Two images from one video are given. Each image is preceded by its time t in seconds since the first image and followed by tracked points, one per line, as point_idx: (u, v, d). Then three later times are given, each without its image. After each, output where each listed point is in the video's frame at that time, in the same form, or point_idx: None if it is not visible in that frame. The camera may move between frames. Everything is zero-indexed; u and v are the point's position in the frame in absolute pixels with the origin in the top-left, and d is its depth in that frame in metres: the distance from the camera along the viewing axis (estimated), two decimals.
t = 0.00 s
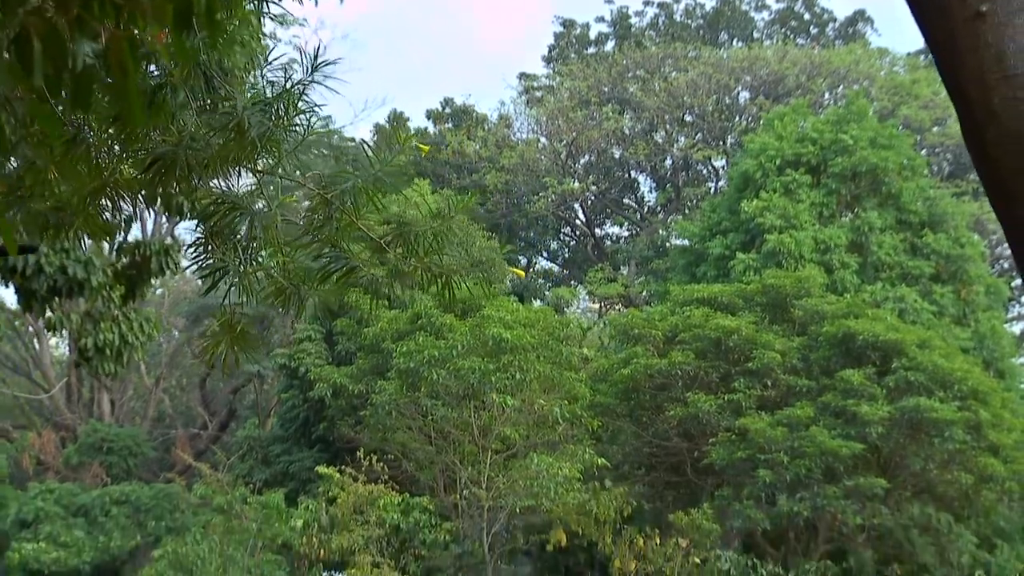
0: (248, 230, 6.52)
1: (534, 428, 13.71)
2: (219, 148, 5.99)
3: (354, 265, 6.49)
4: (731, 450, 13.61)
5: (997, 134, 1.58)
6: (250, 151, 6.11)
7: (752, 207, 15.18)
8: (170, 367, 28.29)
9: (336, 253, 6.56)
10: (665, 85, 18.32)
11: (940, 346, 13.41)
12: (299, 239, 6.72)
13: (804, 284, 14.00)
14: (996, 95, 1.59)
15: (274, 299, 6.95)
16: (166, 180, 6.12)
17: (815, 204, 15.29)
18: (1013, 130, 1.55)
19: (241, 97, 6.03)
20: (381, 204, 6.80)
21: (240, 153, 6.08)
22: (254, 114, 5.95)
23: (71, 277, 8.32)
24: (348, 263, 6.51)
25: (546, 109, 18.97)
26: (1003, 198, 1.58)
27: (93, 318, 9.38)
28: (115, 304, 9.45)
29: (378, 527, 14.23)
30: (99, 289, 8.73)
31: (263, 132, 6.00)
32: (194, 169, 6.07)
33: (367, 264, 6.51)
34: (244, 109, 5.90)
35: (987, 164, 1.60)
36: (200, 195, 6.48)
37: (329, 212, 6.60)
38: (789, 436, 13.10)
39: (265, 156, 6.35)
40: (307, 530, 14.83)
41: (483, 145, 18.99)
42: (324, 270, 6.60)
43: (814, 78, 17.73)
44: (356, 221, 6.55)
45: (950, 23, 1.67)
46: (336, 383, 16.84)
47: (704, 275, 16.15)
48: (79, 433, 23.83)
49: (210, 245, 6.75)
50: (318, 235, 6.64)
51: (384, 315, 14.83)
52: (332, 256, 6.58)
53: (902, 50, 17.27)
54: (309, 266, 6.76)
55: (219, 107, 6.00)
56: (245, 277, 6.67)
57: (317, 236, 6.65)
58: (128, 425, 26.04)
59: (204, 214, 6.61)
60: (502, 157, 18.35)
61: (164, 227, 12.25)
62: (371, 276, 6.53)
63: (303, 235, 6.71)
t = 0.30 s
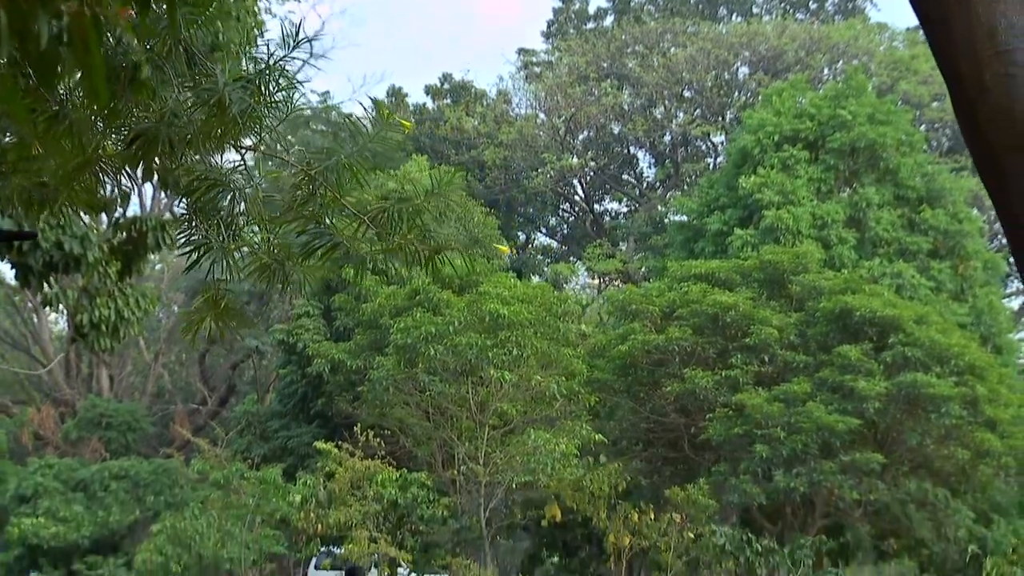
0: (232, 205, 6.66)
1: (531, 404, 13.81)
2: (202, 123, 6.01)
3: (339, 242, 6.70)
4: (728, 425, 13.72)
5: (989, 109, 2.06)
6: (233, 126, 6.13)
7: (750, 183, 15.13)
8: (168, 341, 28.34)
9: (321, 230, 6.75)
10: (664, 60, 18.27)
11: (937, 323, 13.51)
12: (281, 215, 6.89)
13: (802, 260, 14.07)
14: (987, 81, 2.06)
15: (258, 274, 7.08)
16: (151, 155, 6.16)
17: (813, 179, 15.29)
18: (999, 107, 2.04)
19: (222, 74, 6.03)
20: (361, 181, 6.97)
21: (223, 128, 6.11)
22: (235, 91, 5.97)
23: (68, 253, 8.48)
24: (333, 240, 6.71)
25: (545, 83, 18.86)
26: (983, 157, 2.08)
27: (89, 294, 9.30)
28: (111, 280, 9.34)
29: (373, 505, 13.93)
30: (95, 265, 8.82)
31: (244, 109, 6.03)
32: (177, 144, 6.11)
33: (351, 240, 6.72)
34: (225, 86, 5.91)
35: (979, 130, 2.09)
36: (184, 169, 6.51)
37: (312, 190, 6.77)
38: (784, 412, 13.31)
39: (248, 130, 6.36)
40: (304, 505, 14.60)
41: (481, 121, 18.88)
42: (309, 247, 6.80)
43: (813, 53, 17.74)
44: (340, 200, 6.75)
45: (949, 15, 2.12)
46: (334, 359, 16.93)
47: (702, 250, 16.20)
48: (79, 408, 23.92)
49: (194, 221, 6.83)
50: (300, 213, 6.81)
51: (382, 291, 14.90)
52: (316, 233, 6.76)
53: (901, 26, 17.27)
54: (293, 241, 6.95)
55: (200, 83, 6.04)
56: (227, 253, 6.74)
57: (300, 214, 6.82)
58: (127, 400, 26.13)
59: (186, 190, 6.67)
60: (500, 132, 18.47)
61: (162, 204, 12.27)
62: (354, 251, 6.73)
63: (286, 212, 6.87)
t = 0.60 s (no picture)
0: (214, 178, 6.67)
1: (530, 377, 13.80)
2: (186, 97, 5.98)
3: (325, 215, 6.75)
4: (728, 398, 13.77)
5: (982, 84, 2.29)
6: (217, 99, 6.10)
7: (751, 155, 15.18)
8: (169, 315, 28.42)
9: (307, 203, 6.80)
10: (665, 34, 18.34)
11: (937, 296, 13.62)
12: (266, 189, 6.94)
13: (801, 234, 14.13)
14: (980, 58, 2.31)
15: (245, 251, 7.09)
16: (136, 129, 6.16)
17: (813, 152, 15.33)
18: (994, 80, 2.27)
19: (206, 47, 5.98)
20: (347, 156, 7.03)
21: (206, 102, 6.07)
22: (218, 65, 5.92)
23: (66, 226, 8.65)
24: (318, 214, 6.76)
25: (546, 57, 19.20)
26: (977, 130, 2.31)
27: (88, 267, 9.49)
28: (110, 254, 9.51)
29: (372, 479, 13.85)
30: (94, 238, 9.01)
31: (226, 83, 5.97)
32: (160, 118, 6.09)
33: (337, 213, 6.78)
34: (207, 60, 5.85)
35: (973, 105, 2.32)
36: (167, 144, 6.51)
37: (298, 163, 6.83)
38: (785, 385, 13.28)
39: (233, 102, 6.34)
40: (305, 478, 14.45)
41: (482, 95, 19.42)
42: (295, 221, 6.84)
43: (815, 27, 17.86)
44: (326, 173, 6.80)
45: None
46: (335, 333, 17.01)
47: (703, 226, 16.27)
48: (80, 381, 23.99)
49: (181, 195, 6.86)
50: (286, 187, 6.86)
51: (383, 264, 15.07)
52: (302, 206, 6.82)
53: None
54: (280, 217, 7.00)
55: (182, 55, 6.01)
56: (212, 228, 6.79)
57: (286, 188, 6.87)
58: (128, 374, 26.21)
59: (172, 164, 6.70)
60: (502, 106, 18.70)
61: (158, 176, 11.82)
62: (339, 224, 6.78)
63: (271, 188, 6.92)
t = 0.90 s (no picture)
0: (196, 154, 6.70)
1: (528, 351, 13.79)
2: (168, 72, 6.05)
3: (309, 190, 7.00)
4: (726, 372, 13.84)
5: (975, 55, 2.29)
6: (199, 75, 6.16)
7: (751, 129, 15.25)
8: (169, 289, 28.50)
9: (291, 179, 7.03)
10: (666, 8, 18.52)
11: (935, 271, 13.76)
12: (249, 164, 7.11)
13: (800, 209, 14.23)
14: (973, 33, 2.28)
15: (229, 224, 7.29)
16: (121, 102, 6.31)
17: (813, 126, 15.43)
18: (985, 56, 2.28)
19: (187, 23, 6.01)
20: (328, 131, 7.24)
21: (189, 77, 6.13)
22: (197, 41, 5.92)
23: (63, 201, 8.77)
24: (303, 189, 7.01)
25: (547, 32, 19.54)
26: (969, 102, 2.31)
27: (87, 241, 9.45)
28: (108, 228, 9.47)
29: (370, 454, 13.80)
30: (91, 214, 9.04)
31: (207, 59, 5.99)
32: (144, 93, 6.23)
33: (320, 187, 7.03)
34: (187, 37, 5.89)
35: (965, 82, 2.32)
36: (152, 121, 6.61)
37: (282, 138, 7.00)
38: (784, 360, 13.37)
39: (215, 76, 6.43)
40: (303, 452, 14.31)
41: (482, 69, 19.80)
42: (279, 196, 7.07)
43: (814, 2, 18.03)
44: (310, 149, 6.98)
45: None
46: (335, 307, 17.11)
47: (702, 200, 16.31)
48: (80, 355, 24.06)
49: (163, 170, 6.99)
50: (269, 162, 7.05)
51: (383, 238, 15.33)
52: (287, 181, 7.04)
53: None
54: (262, 191, 7.20)
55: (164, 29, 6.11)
56: (196, 201, 6.96)
57: (270, 162, 7.06)
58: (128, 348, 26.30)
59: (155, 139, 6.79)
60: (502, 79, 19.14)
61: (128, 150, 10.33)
62: (323, 199, 7.03)
63: (254, 163, 7.10)
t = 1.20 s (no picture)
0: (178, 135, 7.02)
1: (527, 331, 13.83)
2: (149, 54, 6.24)
3: (292, 172, 7.04)
4: (725, 354, 13.95)
5: (969, 33, 2.47)
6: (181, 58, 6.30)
7: (750, 110, 15.47)
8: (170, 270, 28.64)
9: (274, 161, 7.09)
10: None
11: (934, 254, 13.95)
12: (235, 147, 7.22)
13: (799, 190, 14.38)
14: (967, 12, 2.46)
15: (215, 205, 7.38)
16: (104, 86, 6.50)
17: (813, 107, 15.62)
18: (981, 39, 2.45)
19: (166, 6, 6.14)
20: (317, 113, 7.30)
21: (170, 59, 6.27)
22: (177, 24, 6.05)
23: (59, 181, 8.91)
24: (286, 170, 7.06)
25: (547, 12, 20.06)
26: (961, 82, 2.50)
27: (84, 223, 9.37)
28: (105, 209, 9.42)
29: (368, 433, 13.78)
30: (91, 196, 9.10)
31: (187, 41, 6.12)
32: (127, 76, 6.41)
33: (304, 169, 7.07)
34: (167, 19, 6.01)
35: (961, 62, 2.49)
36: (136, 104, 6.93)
37: (266, 121, 7.10)
38: (783, 341, 13.48)
39: (195, 57, 6.56)
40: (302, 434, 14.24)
41: (483, 50, 19.96)
42: (262, 178, 7.13)
43: None
44: (294, 131, 7.06)
45: None
46: (335, 289, 17.25)
47: (702, 181, 16.49)
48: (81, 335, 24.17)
49: (147, 153, 7.18)
50: (254, 144, 7.14)
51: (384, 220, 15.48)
52: (271, 163, 7.10)
53: None
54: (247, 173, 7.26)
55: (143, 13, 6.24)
56: (179, 184, 7.03)
57: (255, 145, 7.14)
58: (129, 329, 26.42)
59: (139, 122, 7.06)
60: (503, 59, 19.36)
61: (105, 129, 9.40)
62: (307, 180, 7.07)
63: (239, 146, 7.20)
